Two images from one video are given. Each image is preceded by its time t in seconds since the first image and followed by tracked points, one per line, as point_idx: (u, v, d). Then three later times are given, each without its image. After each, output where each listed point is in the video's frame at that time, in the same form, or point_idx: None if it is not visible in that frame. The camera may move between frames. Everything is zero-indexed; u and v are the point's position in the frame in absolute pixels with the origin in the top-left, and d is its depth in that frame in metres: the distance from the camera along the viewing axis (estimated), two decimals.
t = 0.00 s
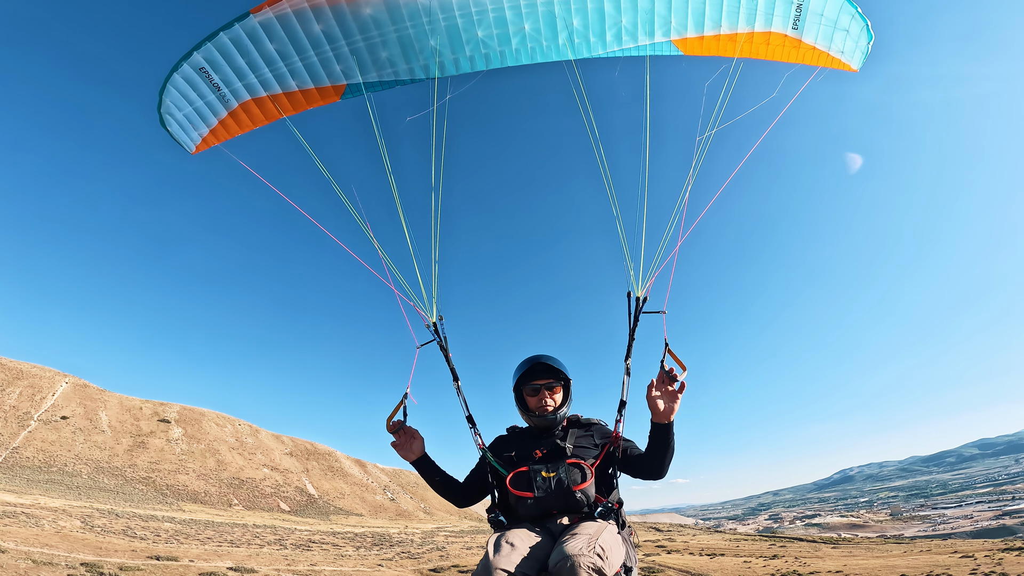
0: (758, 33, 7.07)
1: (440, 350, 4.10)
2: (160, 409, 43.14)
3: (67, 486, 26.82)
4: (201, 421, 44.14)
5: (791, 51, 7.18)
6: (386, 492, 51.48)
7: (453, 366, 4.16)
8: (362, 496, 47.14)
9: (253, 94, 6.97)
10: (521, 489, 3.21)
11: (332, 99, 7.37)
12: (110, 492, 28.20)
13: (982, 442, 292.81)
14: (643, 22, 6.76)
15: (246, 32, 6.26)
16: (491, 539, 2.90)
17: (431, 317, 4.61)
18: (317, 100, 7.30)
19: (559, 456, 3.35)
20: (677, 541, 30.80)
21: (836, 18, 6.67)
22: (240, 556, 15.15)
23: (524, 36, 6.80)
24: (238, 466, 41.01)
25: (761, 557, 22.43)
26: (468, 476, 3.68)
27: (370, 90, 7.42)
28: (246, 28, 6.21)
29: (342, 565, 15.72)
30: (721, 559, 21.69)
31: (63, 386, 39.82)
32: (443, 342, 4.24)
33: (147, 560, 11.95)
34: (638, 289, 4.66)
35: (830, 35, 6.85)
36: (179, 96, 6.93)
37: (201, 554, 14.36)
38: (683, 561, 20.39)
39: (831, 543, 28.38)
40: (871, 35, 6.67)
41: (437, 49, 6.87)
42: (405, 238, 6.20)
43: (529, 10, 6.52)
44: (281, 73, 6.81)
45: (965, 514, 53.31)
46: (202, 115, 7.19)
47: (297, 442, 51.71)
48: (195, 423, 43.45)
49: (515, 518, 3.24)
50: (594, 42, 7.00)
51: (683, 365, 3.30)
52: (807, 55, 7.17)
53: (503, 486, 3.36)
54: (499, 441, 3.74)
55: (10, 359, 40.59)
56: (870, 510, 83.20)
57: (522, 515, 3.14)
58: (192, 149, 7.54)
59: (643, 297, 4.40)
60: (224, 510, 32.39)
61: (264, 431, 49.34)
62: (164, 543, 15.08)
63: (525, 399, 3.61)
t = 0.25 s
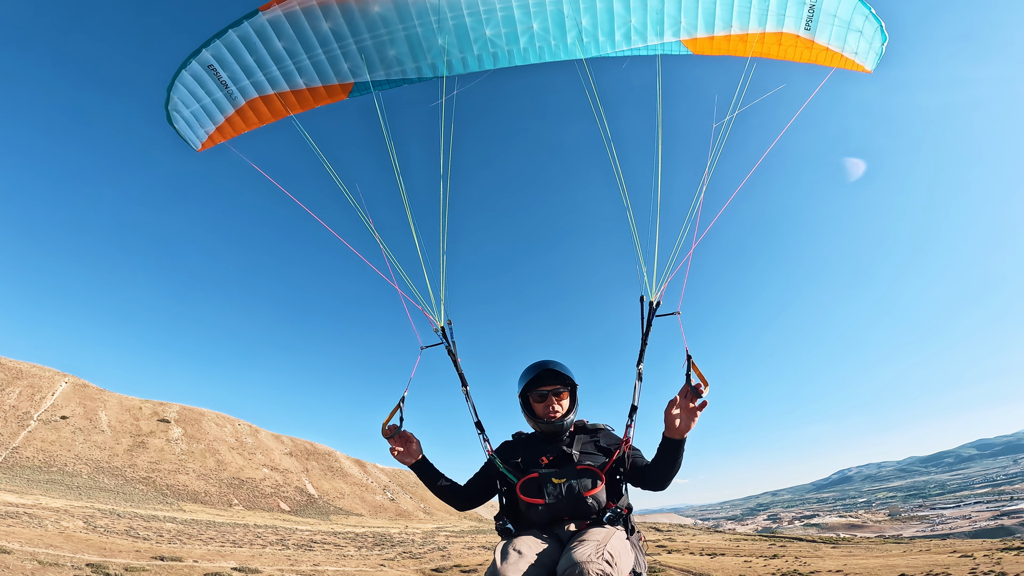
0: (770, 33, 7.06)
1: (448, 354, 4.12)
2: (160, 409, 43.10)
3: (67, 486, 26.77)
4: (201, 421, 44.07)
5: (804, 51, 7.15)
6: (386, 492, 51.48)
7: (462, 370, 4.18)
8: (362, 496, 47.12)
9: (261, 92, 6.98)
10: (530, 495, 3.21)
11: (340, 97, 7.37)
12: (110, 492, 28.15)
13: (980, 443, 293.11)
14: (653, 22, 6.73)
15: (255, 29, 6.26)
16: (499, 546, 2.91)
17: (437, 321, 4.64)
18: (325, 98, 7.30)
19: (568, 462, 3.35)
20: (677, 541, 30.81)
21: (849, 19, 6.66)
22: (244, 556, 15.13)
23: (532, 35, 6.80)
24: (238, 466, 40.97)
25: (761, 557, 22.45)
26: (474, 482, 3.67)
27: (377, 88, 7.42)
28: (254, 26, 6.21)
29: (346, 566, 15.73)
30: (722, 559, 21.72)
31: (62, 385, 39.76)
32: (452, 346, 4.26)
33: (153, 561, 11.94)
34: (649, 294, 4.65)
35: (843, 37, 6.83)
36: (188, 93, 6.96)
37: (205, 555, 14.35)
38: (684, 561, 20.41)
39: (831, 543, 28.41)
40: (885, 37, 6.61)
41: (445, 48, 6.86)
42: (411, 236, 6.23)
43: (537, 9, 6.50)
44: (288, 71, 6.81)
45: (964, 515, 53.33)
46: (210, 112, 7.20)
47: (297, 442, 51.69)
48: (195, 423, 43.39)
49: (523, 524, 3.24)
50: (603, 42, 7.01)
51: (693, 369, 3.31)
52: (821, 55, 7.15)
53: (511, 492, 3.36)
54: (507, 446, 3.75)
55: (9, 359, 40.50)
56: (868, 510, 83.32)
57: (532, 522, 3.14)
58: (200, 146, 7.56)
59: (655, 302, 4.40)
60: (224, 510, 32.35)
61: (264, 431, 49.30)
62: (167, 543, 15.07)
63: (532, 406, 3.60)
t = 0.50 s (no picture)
0: (777, 35, 7.06)
1: (451, 354, 4.15)
2: (159, 409, 43.04)
3: (68, 485, 26.73)
4: (201, 421, 44.02)
5: (811, 53, 7.17)
6: (386, 491, 51.49)
7: (464, 370, 4.21)
8: (362, 496, 47.11)
9: (270, 91, 6.99)
10: (530, 495, 3.22)
11: (348, 96, 7.36)
12: (111, 492, 28.12)
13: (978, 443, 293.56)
14: (661, 23, 6.73)
15: (265, 28, 6.27)
16: (499, 546, 2.91)
17: (441, 319, 4.67)
18: (333, 98, 7.30)
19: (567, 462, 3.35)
20: (677, 540, 30.83)
21: (858, 22, 6.65)
22: (248, 556, 15.13)
23: (539, 35, 6.82)
24: (238, 465, 40.94)
25: (762, 556, 22.48)
26: (472, 482, 3.68)
27: (384, 88, 7.42)
28: (264, 25, 6.22)
29: (349, 566, 15.74)
30: (723, 558, 21.78)
31: (62, 385, 39.69)
32: (454, 346, 4.29)
33: (158, 561, 11.94)
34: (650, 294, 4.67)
35: (851, 39, 6.83)
36: (198, 92, 6.98)
37: (210, 555, 14.35)
38: (684, 560, 20.46)
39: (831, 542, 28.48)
40: (893, 40, 6.57)
41: (453, 48, 6.85)
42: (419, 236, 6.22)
43: (545, 9, 6.54)
44: (297, 70, 6.81)
45: (963, 514, 53.45)
46: (219, 111, 7.22)
47: (296, 441, 51.66)
48: (195, 422, 43.34)
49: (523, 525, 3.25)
50: (610, 43, 6.96)
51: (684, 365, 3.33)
52: (829, 58, 7.15)
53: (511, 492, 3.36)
54: (507, 446, 3.75)
55: (8, 358, 40.38)
56: (867, 510, 83.42)
57: (532, 522, 3.15)
58: (209, 145, 7.58)
59: (655, 302, 4.41)
60: (225, 510, 32.32)
61: (264, 431, 49.25)
62: (171, 543, 15.06)
63: (528, 405, 3.60)
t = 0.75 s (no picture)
0: (782, 37, 7.04)
1: (447, 351, 4.19)
2: (160, 408, 42.99)
3: (70, 485, 26.71)
4: (201, 420, 43.99)
5: (816, 55, 7.16)
6: (386, 490, 51.52)
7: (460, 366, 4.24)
8: (362, 495, 47.12)
9: (276, 92, 6.99)
10: (521, 492, 3.24)
11: (352, 98, 7.34)
12: (112, 492, 28.11)
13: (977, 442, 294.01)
14: (665, 25, 6.71)
15: (271, 29, 6.28)
16: (490, 543, 2.92)
17: (439, 316, 4.71)
18: (338, 98, 7.29)
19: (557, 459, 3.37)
20: (677, 539, 30.91)
21: (863, 24, 6.63)
22: (251, 556, 15.15)
23: (543, 37, 6.83)
24: (239, 464, 40.94)
25: (761, 554, 22.55)
26: (465, 475, 3.73)
27: (388, 89, 7.41)
28: (270, 26, 6.23)
29: (352, 565, 15.77)
30: (723, 556, 21.86)
31: (62, 384, 39.63)
32: (451, 343, 4.32)
33: (163, 560, 11.95)
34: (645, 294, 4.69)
35: (856, 41, 6.81)
36: (204, 92, 6.99)
37: (214, 554, 14.37)
38: (685, 559, 20.49)
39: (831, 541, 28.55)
40: (899, 42, 6.57)
41: (456, 50, 6.82)
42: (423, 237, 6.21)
43: (549, 11, 6.54)
44: (302, 71, 6.81)
45: (961, 514, 53.58)
46: (225, 111, 7.23)
47: (296, 441, 51.65)
48: (195, 422, 43.31)
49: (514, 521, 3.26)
50: (614, 45, 6.91)
51: (653, 365, 3.44)
52: (833, 60, 7.14)
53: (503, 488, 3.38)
54: (500, 442, 3.77)
55: (9, 358, 40.32)
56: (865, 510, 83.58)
57: (523, 519, 3.16)
58: (215, 145, 7.59)
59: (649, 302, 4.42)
60: (226, 509, 32.32)
61: (264, 430, 49.24)
62: (175, 543, 15.06)
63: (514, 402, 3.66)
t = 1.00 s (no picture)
0: (787, 40, 7.02)
1: (449, 353, 4.20)
2: (159, 408, 42.93)
3: (71, 485, 26.68)
4: (201, 419, 43.94)
5: (821, 58, 7.12)
6: (386, 489, 51.52)
7: (461, 368, 4.26)
8: (362, 494, 47.11)
9: (282, 93, 6.98)
10: (522, 493, 3.25)
11: (358, 100, 7.29)
12: (113, 491, 28.09)
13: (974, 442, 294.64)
14: (669, 27, 6.73)
15: (277, 30, 6.29)
16: (491, 543, 2.93)
17: (441, 316, 4.72)
18: (343, 100, 7.25)
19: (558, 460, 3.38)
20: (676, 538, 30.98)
21: (869, 26, 6.63)
22: (255, 555, 15.15)
23: (548, 40, 6.81)
24: (239, 464, 40.93)
25: (761, 553, 22.60)
26: (465, 475, 3.74)
27: (393, 91, 7.39)
28: (276, 27, 6.24)
29: (355, 564, 15.77)
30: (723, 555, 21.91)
31: (62, 383, 39.56)
32: (452, 345, 4.34)
33: (169, 560, 11.95)
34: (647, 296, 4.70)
35: (862, 44, 6.79)
36: (211, 93, 6.99)
37: (218, 553, 14.38)
38: (685, 557, 20.54)
39: (830, 540, 28.63)
40: (904, 44, 6.58)
41: (461, 52, 6.81)
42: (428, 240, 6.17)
43: (554, 13, 6.54)
44: (308, 72, 6.81)
45: (959, 513, 53.78)
46: (232, 112, 7.22)
47: (296, 440, 51.62)
48: (195, 421, 43.27)
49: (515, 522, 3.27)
50: (618, 47, 6.95)
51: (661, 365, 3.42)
52: (838, 63, 7.12)
53: (503, 489, 3.39)
54: (501, 443, 3.79)
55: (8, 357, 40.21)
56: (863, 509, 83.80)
57: (524, 520, 3.17)
58: (221, 146, 7.58)
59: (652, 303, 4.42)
60: (227, 509, 32.30)
61: (264, 429, 49.21)
62: (178, 542, 15.06)
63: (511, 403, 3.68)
